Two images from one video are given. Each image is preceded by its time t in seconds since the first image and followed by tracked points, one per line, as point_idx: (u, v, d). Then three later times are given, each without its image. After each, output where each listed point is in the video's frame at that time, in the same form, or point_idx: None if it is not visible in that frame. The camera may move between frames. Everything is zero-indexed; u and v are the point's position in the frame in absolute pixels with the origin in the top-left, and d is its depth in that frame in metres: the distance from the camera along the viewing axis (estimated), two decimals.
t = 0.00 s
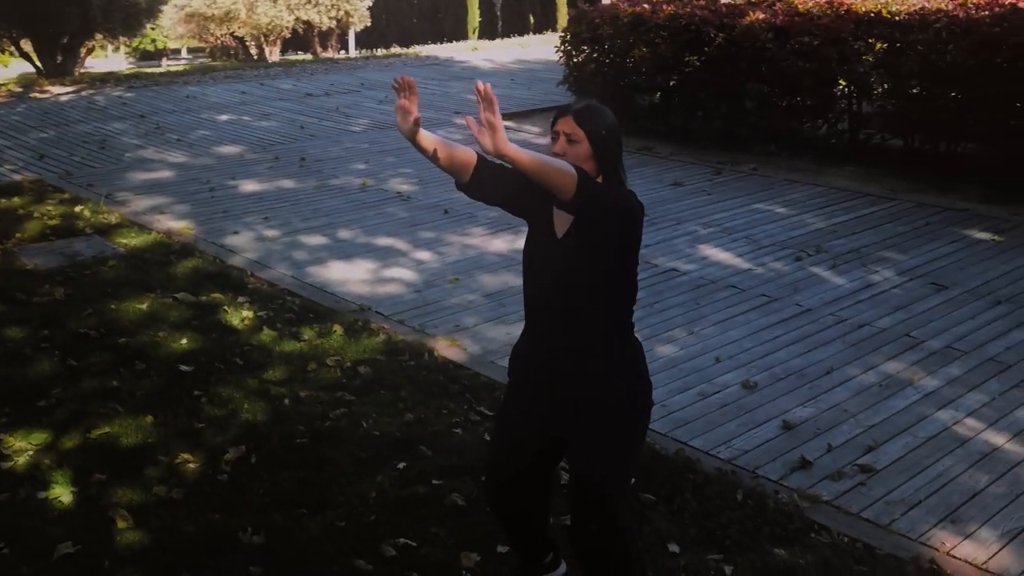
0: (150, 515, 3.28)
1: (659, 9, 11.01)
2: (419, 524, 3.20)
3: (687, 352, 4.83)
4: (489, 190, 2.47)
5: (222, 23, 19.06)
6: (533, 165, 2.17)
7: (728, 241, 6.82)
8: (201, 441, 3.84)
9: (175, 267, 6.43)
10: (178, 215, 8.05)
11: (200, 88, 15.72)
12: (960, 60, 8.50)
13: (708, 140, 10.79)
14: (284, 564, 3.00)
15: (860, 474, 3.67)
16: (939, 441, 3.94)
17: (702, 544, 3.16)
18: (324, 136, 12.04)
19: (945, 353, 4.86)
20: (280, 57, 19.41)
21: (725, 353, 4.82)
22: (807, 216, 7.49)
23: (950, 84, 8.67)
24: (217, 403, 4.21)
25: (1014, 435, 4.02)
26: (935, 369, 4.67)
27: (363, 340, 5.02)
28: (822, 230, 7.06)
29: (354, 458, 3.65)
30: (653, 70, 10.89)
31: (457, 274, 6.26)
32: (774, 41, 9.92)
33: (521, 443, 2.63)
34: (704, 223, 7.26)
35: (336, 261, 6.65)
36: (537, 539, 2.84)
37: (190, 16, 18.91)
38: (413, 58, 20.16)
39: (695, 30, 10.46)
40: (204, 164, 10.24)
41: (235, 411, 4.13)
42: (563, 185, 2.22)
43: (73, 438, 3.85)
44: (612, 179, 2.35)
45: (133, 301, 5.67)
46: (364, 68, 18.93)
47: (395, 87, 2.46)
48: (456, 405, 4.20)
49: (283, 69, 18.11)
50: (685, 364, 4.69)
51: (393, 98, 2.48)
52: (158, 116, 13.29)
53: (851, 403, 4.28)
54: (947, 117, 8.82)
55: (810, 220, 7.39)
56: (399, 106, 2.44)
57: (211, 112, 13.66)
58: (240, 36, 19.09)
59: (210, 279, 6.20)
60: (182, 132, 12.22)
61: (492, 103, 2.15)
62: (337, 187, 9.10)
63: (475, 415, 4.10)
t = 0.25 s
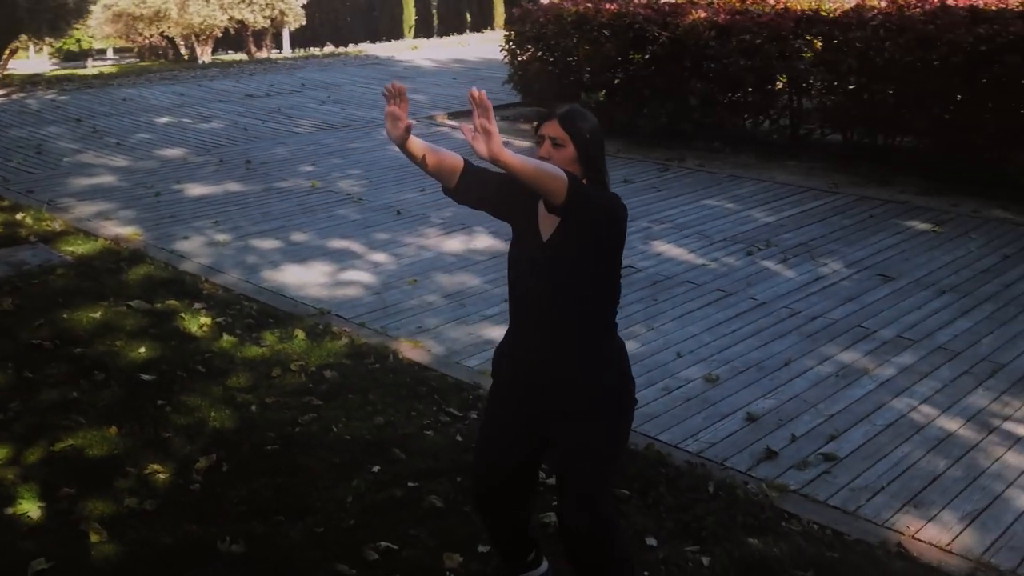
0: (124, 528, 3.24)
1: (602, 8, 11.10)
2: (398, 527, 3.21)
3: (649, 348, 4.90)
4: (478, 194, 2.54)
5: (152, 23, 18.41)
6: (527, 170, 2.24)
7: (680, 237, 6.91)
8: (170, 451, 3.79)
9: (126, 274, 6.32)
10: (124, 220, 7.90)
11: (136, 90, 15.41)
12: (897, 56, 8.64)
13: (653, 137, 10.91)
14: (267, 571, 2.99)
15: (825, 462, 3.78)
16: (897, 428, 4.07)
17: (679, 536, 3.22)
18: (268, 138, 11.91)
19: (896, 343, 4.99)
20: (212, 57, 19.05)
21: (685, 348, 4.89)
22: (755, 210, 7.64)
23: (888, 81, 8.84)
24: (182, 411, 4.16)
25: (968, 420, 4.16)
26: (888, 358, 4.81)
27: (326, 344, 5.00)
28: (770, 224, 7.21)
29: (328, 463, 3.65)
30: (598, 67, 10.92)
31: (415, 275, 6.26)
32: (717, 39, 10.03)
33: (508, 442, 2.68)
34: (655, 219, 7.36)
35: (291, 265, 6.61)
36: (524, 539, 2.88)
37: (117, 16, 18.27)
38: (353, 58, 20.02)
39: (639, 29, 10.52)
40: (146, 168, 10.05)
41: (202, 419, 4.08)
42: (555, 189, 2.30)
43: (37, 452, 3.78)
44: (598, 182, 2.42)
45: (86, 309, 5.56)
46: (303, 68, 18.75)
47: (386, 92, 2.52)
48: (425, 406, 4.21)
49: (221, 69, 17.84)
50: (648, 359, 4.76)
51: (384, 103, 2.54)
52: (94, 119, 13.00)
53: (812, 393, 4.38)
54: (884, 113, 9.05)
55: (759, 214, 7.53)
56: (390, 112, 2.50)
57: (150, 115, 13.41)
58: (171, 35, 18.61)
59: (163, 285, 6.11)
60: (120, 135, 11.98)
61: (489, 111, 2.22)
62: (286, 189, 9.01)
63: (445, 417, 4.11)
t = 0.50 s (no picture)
0: (98, 537, 3.18)
1: (550, 6, 11.17)
2: (378, 527, 3.21)
3: (614, 343, 4.94)
4: (464, 192, 2.57)
5: (81, 22, 17.77)
6: (520, 169, 2.27)
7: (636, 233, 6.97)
8: (140, 458, 3.73)
9: (78, 279, 6.18)
10: (72, 225, 7.74)
11: (74, 91, 15.08)
12: (839, 54, 8.84)
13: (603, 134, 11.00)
14: None
15: (792, 451, 3.86)
16: (860, 416, 4.17)
17: (657, 527, 3.27)
18: (214, 138, 11.74)
19: (853, 332, 5.10)
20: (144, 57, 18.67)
21: (650, 342, 4.95)
22: (708, 206, 7.74)
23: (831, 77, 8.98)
24: (149, 418, 4.10)
25: (927, 405, 4.27)
26: (846, 347, 4.92)
27: (291, 347, 4.97)
28: (724, 219, 7.32)
29: (303, 466, 3.62)
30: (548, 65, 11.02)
31: (376, 276, 6.25)
32: (665, 37, 10.14)
33: (492, 439, 2.70)
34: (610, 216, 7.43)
35: (248, 267, 6.54)
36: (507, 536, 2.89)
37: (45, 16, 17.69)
38: (296, 57, 19.81)
39: (587, 31, 10.65)
40: (90, 172, 9.85)
41: (169, 425, 4.03)
42: (546, 188, 2.33)
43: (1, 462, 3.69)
44: (581, 180, 2.45)
45: (39, 316, 5.44)
46: (244, 67, 18.53)
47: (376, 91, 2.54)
48: (396, 406, 4.21)
49: (160, 70, 17.54)
50: (613, 354, 4.80)
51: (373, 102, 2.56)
52: (31, 121, 12.69)
53: (775, 384, 4.47)
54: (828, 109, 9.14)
55: (712, 209, 7.64)
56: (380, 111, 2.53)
57: (90, 117, 13.13)
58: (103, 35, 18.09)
59: (118, 290, 5.99)
60: (61, 138, 11.71)
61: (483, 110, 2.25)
62: (236, 190, 8.90)
63: (417, 416, 4.11)
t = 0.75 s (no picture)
0: (73, 546, 3.12)
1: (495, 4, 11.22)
2: (360, 526, 3.21)
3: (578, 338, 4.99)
4: (452, 188, 2.59)
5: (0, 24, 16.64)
6: (514, 167, 2.30)
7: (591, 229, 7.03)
8: (109, 465, 3.67)
9: (26, 285, 6.03)
10: (14, 231, 7.53)
11: (4, 95, 14.65)
12: (782, 51, 9.02)
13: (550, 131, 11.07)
14: None
15: (760, 439, 3.94)
16: (823, 402, 4.27)
17: (636, 516, 3.31)
18: (155, 141, 11.52)
19: (809, 322, 5.22)
20: (71, 60, 18.17)
21: (613, 336, 5.00)
22: (659, 201, 7.84)
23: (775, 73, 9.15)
24: (114, 424, 4.02)
25: (885, 391, 4.39)
26: (804, 337, 5.02)
27: (254, 349, 4.91)
28: (676, 213, 7.41)
29: (278, 467, 3.60)
30: (494, 63, 11.11)
31: (334, 277, 6.21)
32: (611, 35, 10.24)
33: (480, 433, 2.72)
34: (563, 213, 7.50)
35: (202, 270, 6.44)
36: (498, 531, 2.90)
37: None
38: (234, 57, 19.53)
39: (530, 33, 10.82)
40: (28, 176, 9.59)
41: (137, 431, 3.96)
42: (539, 183, 2.36)
43: None
44: (567, 174, 2.46)
45: None
46: (180, 68, 18.23)
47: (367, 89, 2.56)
48: (366, 406, 4.19)
49: (93, 72, 17.13)
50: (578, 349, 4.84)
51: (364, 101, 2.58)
52: None
53: (738, 373, 4.55)
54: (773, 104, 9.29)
55: (664, 204, 7.73)
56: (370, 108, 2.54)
57: (23, 120, 12.77)
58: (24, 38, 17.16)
59: (69, 295, 5.85)
60: None
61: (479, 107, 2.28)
62: (183, 193, 8.75)
63: (388, 415, 4.10)
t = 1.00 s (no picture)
0: (52, 558, 3.07)
1: (449, 3, 11.24)
2: (344, 529, 3.20)
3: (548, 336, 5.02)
4: (440, 189, 2.59)
5: None
6: (510, 170, 2.33)
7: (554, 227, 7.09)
8: (82, 474, 3.61)
9: None
10: None
11: None
12: (736, 47, 9.12)
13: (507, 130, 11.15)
14: None
15: (734, 431, 4.00)
16: (792, 394, 4.35)
17: (618, 511, 3.35)
18: (105, 143, 11.32)
19: (774, 315, 5.30)
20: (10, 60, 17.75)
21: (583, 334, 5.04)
22: (620, 198, 7.91)
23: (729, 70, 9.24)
24: (85, 432, 3.96)
25: (852, 381, 4.48)
26: (770, 330, 5.10)
27: (223, 352, 4.86)
28: (637, 211, 7.48)
29: (257, 472, 3.57)
30: (450, 62, 11.14)
31: (299, 279, 6.17)
32: (566, 34, 10.31)
33: (470, 433, 2.74)
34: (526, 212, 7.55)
35: (163, 273, 6.35)
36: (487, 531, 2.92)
37: None
38: (181, 58, 19.25)
39: (484, 34, 10.91)
40: None
41: (109, 438, 3.89)
42: (530, 185, 2.37)
43: None
44: (556, 174, 2.48)
45: None
46: (126, 69, 17.93)
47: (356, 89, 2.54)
48: (342, 408, 4.18)
49: (35, 72, 16.77)
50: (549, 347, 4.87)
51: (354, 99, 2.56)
52: None
53: (708, 368, 4.62)
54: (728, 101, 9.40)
55: (624, 201, 7.79)
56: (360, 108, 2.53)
57: None
58: None
59: (27, 302, 5.73)
60: None
61: (474, 110, 2.28)
62: (138, 196, 8.61)
63: (365, 417, 4.09)
